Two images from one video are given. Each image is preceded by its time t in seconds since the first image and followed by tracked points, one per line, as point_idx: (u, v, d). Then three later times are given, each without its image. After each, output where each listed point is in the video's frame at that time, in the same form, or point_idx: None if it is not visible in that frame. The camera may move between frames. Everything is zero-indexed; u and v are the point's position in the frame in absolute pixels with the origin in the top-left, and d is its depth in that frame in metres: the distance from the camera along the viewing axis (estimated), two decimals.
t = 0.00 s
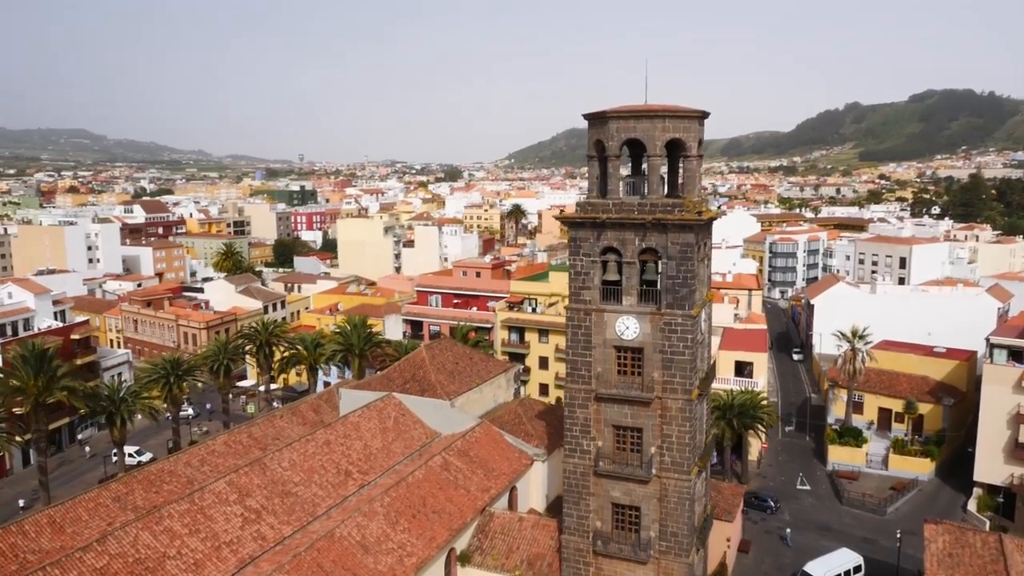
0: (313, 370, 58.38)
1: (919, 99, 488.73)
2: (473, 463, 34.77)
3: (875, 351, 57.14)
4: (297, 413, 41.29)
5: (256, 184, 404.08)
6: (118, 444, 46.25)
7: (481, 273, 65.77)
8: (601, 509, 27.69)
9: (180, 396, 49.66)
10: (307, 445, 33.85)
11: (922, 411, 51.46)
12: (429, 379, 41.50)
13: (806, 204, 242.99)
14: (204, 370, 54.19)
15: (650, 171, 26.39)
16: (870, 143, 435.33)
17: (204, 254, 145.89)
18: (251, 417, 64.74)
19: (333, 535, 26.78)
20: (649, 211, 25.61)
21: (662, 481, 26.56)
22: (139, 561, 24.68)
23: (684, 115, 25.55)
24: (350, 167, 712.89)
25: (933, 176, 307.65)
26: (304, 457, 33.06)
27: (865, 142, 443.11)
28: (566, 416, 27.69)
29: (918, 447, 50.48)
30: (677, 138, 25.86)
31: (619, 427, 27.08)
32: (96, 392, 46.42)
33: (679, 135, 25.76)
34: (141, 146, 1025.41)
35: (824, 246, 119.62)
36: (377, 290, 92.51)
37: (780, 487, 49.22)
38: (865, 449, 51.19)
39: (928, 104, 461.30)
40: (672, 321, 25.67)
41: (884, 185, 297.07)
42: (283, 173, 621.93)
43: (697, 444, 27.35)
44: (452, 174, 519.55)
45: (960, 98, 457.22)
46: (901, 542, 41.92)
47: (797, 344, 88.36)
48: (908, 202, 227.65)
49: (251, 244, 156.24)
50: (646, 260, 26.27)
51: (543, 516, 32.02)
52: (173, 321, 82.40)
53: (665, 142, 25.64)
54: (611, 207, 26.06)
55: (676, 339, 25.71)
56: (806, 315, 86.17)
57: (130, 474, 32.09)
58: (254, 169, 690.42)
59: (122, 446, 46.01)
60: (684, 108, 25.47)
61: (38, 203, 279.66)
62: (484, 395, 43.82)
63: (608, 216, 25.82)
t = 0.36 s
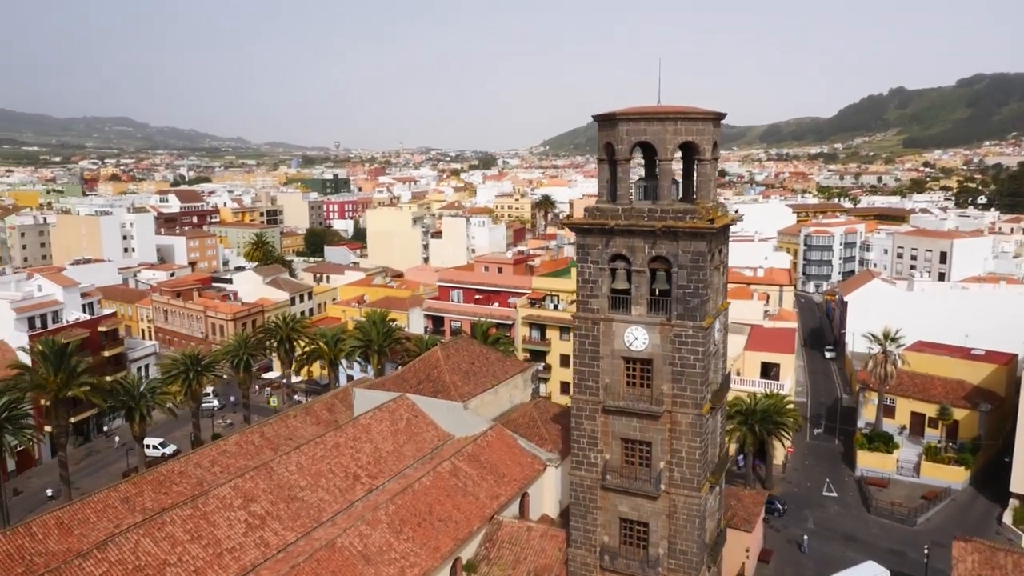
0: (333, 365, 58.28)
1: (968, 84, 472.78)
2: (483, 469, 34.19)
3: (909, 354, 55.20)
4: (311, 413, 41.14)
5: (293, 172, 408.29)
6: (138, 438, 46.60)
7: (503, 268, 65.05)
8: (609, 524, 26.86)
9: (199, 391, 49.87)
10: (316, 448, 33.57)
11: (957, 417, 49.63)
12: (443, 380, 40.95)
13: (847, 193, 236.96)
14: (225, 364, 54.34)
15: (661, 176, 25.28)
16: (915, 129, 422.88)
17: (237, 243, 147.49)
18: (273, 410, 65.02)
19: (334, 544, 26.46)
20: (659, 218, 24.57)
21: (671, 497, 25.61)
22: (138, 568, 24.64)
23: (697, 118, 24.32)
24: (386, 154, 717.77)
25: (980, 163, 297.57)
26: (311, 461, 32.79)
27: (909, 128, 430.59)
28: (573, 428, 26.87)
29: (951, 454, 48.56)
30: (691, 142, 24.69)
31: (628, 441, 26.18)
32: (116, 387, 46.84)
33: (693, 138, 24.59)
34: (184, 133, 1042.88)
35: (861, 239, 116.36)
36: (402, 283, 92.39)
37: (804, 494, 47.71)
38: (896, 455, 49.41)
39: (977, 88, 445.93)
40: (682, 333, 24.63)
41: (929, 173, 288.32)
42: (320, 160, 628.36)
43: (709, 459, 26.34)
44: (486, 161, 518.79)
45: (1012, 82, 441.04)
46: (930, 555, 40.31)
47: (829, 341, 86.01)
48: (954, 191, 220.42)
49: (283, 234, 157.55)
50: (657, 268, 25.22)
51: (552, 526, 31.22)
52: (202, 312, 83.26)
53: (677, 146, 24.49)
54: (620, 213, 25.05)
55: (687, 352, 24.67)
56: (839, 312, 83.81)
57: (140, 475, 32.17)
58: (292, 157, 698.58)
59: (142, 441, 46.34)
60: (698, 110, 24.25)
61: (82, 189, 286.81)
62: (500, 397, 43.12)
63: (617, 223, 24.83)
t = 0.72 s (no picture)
0: (352, 361, 58.20)
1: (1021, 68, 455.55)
2: (492, 475, 33.63)
3: (944, 358, 53.41)
4: (324, 412, 41.00)
5: (329, 159, 411.96)
6: (157, 433, 46.95)
7: (524, 264, 64.42)
8: (613, 539, 26.08)
9: (218, 386, 50.15)
10: (323, 451, 33.34)
11: (993, 424, 47.60)
12: (456, 381, 40.42)
13: (889, 182, 230.30)
14: (246, 359, 54.56)
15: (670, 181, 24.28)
16: (963, 115, 409.26)
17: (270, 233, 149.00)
18: (295, 403, 65.30)
19: (333, 554, 26.17)
20: (667, 226, 23.53)
21: (676, 515, 24.77)
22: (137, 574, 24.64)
23: (708, 121, 23.20)
24: (422, 141, 720.54)
25: None
26: (318, 464, 32.58)
27: (958, 114, 416.76)
28: (578, 440, 26.11)
29: (985, 463, 46.64)
30: (702, 147, 23.61)
31: (633, 455, 25.32)
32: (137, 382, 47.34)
33: (704, 142, 23.49)
34: (224, 120, 1059.51)
35: (901, 232, 112.79)
36: (428, 275, 92.09)
37: (829, 501, 46.21)
38: (927, 463, 47.61)
39: None
40: (689, 346, 23.63)
41: (977, 161, 278.84)
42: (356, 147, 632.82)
43: (718, 476, 25.38)
44: (521, 148, 517.51)
45: None
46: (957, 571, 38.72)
47: (864, 339, 83.60)
48: (1003, 180, 212.61)
49: (316, 223, 158.74)
50: (664, 278, 24.23)
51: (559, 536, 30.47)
52: (229, 304, 84.12)
53: (686, 151, 23.43)
54: (626, 220, 24.10)
55: (694, 366, 23.69)
56: (875, 309, 81.37)
57: (149, 475, 32.30)
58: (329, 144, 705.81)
59: (161, 436, 46.71)
60: (709, 114, 23.14)
61: (123, 178, 293.29)
62: (515, 398, 42.45)
63: (623, 230, 23.86)
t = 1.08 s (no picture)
0: (370, 355, 58.11)
1: None
2: (498, 479, 33.19)
3: (977, 362, 51.36)
4: (335, 409, 40.98)
5: (364, 145, 413.89)
6: (176, 426, 47.47)
7: (545, 258, 63.62)
8: (613, 554, 25.39)
9: (237, 380, 50.43)
10: (328, 453, 33.21)
11: None
12: (467, 381, 39.99)
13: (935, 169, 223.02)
14: (265, 353, 54.78)
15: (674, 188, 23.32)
16: (1015, 100, 394.29)
17: (301, 221, 150.19)
18: (316, 394, 65.55)
19: (329, 561, 26.02)
20: (668, 236, 22.63)
21: (677, 532, 24.02)
22: None
23: (713, 126, 22.17)
24: (457, 127, 719.60)
25: None
26: (323, 466, 32.45)
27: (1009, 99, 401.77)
28: (578, 452, 25.45)
29: (1018, 473, 44.75)
30: (707, 152, 22.59)
31: (633, 469, 24.59)
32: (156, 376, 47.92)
33: (709, 148, 22.49)
34: (264, 106, 1071.77)
35: (941, 225, 109.07)
36: (453, 266, 91.69)
37: (851, 509, 44.82)
38: (956, 471, 45.88)
39: None
40: (691, 360, 22.76)
41: None
42: (392, 133, 634.77)
43: (722, 493, 24.54)
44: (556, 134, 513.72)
45: None
46: None
47: (899, 336, 81.06)
48: None
49: (347, 211, 159.51)
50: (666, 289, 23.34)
51: (562, 545, 29.78)
52: (255, 294, 84.89)
53: (690, 157, 22.42)
54: (628, 228, 23.26)
55: (695, 381, 22.82)
56: (910, 306, 78.77)
57: (156, 474, 32.51)
58: (365, 130, 709.41)
59: (179, 429, 47.22)
60: (715, 118, 22.09)
61: (163, 165, 298.17)
62: (527, 400, 41.85)
63: (623, 239, 23.04)
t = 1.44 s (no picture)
0: (390, 348, 58.06)
1: None
2: (503, 484, 32.82)
3: (1014, 366, 49.27)
4: (347, 407, 41.03)
5: (402, 131, 415.41)
6: (196, 418, 48.12)
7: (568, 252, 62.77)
8: (611, 569, 24.80)
9: (257, 373, 50.85)
10: (334, 454, 33.17)
11: None
12: (478, 381, 39.65)
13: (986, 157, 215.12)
14: (286, 347, 55.13)
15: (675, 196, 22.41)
16: None
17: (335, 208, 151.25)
18: (339, 385, 65.93)
19: (325, 567, 25.98)
20: (668, 246, 21.79)
21: (675, 550, 23.33)
22: None
23: (716, 133, 21.22)
24: (495, 112, 718.50)
25: None
26: (328, 467, 32.44)
27: None
28: (576, 465, 24.87)
29: None
30: (709, 160, 21.65)
31: (632, 484, 23.92)
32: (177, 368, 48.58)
33: (711, 155, 21.55)
34: (305, 91, 1082.32)
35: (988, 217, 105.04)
36: (480, 257, 91.25)
37: (875, 517, 43.41)
38: (988, 481, 44.24)
39: None
40: (690, 375, 21.96)
41: None
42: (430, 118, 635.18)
43: (723, 511, 23.78)
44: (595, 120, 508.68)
45: None
46: None
47: (937, 334, 78.39)
48: None
49: (380, 198, 160.13)
50: (666, 301, 22.55)
51: (565, 554, 29.19)
52: (284, 283, 85.68)
53: (691, 165, 21.49)
54: (627, 237, 22.47)
55: (695, 396, 22.04)
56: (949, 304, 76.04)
57: (166, 471, 32.88)
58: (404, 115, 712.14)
59: (200, 420, 47.87)
60: (718, 124, 21.12)
61: (205, 151, 303.00)
62: (541, 400, 41.33)
63: (622, 249, 22.27)
